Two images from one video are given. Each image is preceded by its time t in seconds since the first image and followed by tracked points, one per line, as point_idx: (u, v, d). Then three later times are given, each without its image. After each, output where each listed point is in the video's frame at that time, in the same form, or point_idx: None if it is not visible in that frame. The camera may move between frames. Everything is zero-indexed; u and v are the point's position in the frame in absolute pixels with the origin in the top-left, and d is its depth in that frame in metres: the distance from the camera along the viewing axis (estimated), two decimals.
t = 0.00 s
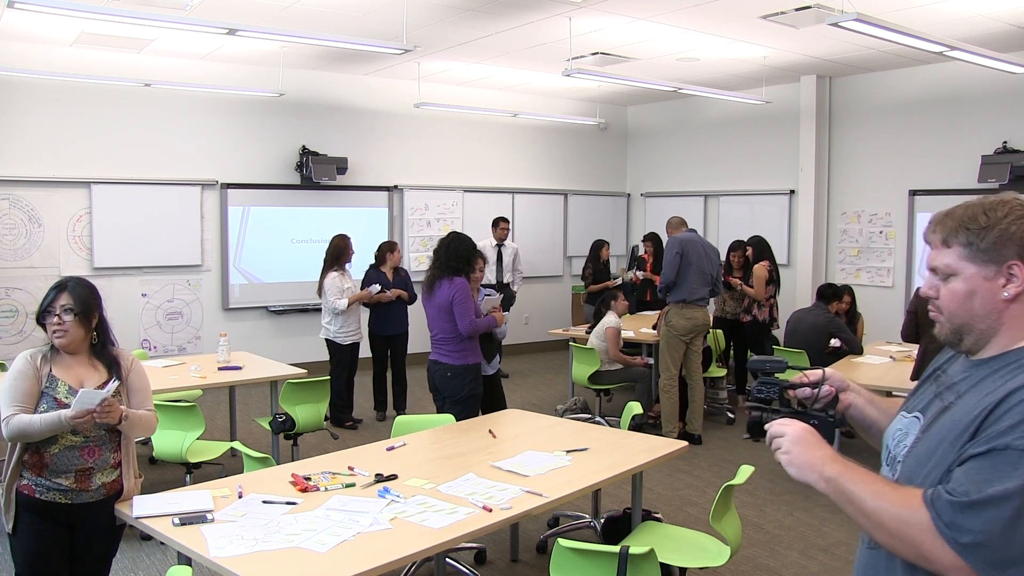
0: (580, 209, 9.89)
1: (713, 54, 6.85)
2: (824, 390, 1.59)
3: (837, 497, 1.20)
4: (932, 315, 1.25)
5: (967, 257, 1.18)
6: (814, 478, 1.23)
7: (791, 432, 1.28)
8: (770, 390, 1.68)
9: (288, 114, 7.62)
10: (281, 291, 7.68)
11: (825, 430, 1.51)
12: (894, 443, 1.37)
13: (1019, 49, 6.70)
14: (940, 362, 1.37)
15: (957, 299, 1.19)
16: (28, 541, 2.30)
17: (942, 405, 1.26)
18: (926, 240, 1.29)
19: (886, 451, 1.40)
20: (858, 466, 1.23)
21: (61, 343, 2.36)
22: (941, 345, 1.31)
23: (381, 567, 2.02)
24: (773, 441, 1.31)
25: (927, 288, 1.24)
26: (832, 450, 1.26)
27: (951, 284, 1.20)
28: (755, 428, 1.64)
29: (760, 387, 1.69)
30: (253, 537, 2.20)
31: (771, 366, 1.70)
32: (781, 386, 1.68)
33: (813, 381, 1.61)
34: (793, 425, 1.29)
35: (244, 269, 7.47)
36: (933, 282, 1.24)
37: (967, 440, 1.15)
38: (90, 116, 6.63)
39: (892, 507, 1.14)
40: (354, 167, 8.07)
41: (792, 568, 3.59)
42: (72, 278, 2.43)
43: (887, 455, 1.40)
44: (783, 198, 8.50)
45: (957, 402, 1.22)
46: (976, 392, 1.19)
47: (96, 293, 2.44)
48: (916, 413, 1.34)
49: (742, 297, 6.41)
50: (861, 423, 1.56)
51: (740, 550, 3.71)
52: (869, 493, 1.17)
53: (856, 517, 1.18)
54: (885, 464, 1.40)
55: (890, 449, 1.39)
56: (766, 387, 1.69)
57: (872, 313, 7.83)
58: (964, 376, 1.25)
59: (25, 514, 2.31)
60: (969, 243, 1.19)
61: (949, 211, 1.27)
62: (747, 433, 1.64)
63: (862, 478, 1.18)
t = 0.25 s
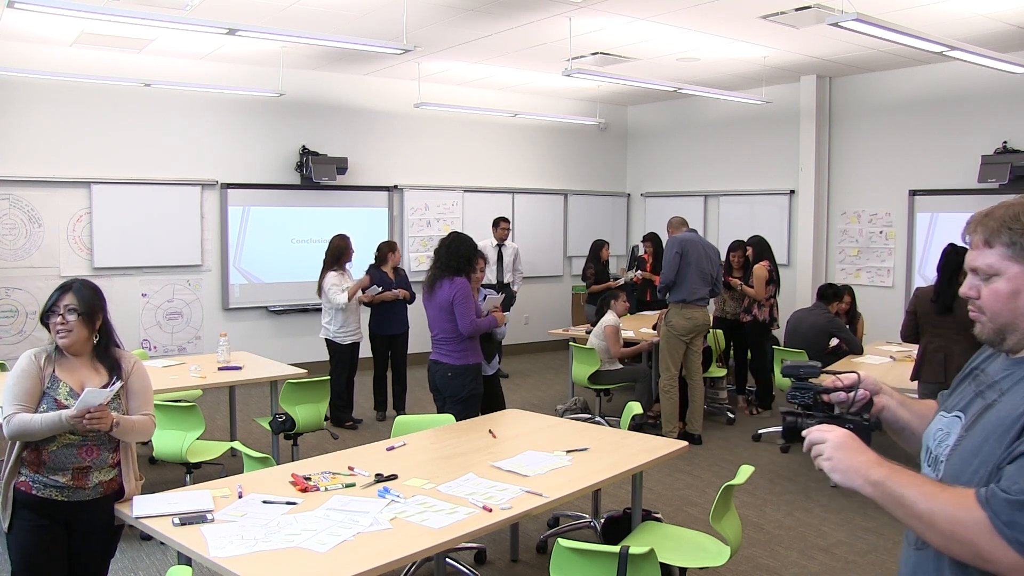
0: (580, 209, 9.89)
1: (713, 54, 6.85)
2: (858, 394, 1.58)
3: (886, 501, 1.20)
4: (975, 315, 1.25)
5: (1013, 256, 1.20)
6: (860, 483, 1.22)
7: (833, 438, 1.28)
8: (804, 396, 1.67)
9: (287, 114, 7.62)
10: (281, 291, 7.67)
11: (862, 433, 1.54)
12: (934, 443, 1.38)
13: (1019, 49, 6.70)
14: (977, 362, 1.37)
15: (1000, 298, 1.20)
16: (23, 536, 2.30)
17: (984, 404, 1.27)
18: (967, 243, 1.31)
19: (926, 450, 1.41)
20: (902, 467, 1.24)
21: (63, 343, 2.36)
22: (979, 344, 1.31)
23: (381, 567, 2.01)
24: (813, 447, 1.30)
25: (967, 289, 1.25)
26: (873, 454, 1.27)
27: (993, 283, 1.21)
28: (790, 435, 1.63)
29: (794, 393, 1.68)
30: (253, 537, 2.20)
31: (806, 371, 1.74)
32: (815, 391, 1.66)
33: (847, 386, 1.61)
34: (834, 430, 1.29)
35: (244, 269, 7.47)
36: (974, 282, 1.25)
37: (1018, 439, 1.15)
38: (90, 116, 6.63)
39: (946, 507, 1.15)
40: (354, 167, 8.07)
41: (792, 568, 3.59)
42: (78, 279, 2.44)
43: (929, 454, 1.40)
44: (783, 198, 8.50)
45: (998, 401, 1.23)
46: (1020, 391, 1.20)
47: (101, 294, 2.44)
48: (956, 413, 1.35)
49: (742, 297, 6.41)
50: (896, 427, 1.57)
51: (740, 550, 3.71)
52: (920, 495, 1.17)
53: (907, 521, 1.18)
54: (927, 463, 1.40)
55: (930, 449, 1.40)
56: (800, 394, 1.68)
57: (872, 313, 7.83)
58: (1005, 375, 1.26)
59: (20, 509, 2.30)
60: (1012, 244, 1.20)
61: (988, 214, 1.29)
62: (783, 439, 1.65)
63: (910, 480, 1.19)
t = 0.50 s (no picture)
0: (580, 209, 9.89)
1: (714, 54, 6.86)
2: (884, 398, 1.58)
3: (917, 502, 1.21)
4: (999, 313, 1.28)
5: None
6: (889, 486, 1.24)
7: (860, 443, 1.29)
8: (829, 400, 1.68)
9: (287, 114, 7.62)
10: (281, 291, 7.68)
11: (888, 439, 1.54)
12: (959, 444, 1.38)
13: (1019, 49, 6.70)
14: (1001, 361, 1.37)
15: None
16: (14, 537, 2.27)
17: (1009, 403, 1.27)
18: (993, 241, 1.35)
19: (952, 451, 1.41)
20: (930, 468, 1.25)
21: (61, 345, 2.36)
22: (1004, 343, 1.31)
23: (381, 567, 2.02)
24: (840, 452, 1.32)
25: (993, 286, 1.29)
26: (901, 456, 1.28)
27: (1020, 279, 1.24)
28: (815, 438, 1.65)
29: (819, 398, 1.70)
30: (253, 537, 2.20)
31: (830, 376, 1.77)
32: (840, 395, 1.67)
33: (871, 390, 1.60)
34: (860, 434, 1.30)
35: (244, 269, 7.47)
36: (1000, 278, 1.28)
37: None
38: (90, 116, 6.63)
39: (979, 506, 1.16)
40: (354, 167, 8.08)
41: (792, 568, 3.59)
42: (78, 281, 2.43)
43: (954, 455, 1.40)
44: (783, 199, 8.50)
45: None
46: None
47: (101, 297, 2.43)
48: (980, 413, 1.35)
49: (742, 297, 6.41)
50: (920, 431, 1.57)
51: (740, 550, 3.71)
52: (952, 496, 1.18)
53: (940, 522, 1.20)
54: (952, 464, 1.40)
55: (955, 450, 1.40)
56: (825, 397, 1.69)
57: (872, 313, 7.84)
58: None
59: (13, 508, 2.29)
60: None
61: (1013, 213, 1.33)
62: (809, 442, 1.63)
63: (940, 481, 1.21)
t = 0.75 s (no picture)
0: (580, 209, 9.89)
1: (713, 54, 6.85)
2: (904, 399, 1.60)
3: (934, 504, 1.20)
4: None
5: None
6: (908, 487, 1.24)
7: (879, 442, 1.30)
8: (849, 399, 1.72)
9: (287, 114, 7.62)
10: (281, 291, 7.67)
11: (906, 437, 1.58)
12: (979, 445, 1.36)
13: (1019, 49, 6.70)
14: None
15: None
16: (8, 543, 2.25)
17: None
18: None
19: (971, 452, 1.39)
20: (952, 471, 1.24)
21: (54, 345, 2.36)
22: None
23: (382, 567, 2.01)
24: (860, 452, 1.32)
25: None
26: (922, 457, 1.28)
27: None
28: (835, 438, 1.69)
29: (838, 397, 1.73)
30: (253, 537, 2.20)
31: (850, 374, 1.79)
32: (859, 395, 1.70)
33: (892, 389, 1.63)
34: (879, 435, 1.31)
35: (244, 269, 7.47)
36: None
37: None
38: (90, 116, 6.63)
39: (997, 510, 1.14)
40: (354, 167, 8.07)
41: (792, 568, 3.59)
42: (73, 280, 2.42)
43: (973, 457, 1.38)
44: (783, 198, 8.50)
45: None
46: None
47: (96, 296, 2.43)
48: (1001, 414, 1.32)
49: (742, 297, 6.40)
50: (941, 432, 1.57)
51: (740, 550, 3.71)
52: (972, 499, 1.17)
53: (960, 525, 1.18)
54: (971, 465, 1.38)
55: (974, 450, 1.38)
56: (845, 397, 1.72)
57: (872, 313, 7.84)
58: None
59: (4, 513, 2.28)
60: None
61: None
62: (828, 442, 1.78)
63: (959, 483, 1.20)
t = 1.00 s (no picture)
0: (580, 209, 9.89)
1: (713, 54, 6.86)
2: (917, 403, 1.57)
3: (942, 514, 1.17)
4: None
5: None
6: (914, 495, 1.20)
7: (886, 448, 1.26)
8: (857, 404, 1.66)
9: (287, 114, 7.62)
10: (281, 291, 7.67)
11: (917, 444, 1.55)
12: (990, 454, 1.33)
13: (1019, 49, 6.70)
14: None
15: None
16: None
17: None
18: None
19: (982, 460, 1.37)
20: (960, 480, 1.21)
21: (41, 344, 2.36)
22: None
23: (382, 567, 2.01)
24: (866, 456, 1.29)
25: None
26: (929, 464, 1.24)
27: None
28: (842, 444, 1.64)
29: (847, 401, 1.67)
30: (254, 537, 2.20)
31: (859, 378, 1.72)
32: (869, 400, 1.65)
33: (904, 394, 1.60)
34: (887, 439, 1.27)
35: (244, 269, 7.47)
36: None
37: None
38: (90, 116, 6.63)
39: (1008, 524, 1.12)
40: (354, 167, 8.08)
41: (792, 568, 3.59)
42: (62, 278, 2.40)
43: (984, 466, 1.35)
44: (783, 199, 8.51)
45: None
46: None
47: (85, 295, 2.42)
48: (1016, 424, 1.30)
49: (743, 297, 6.40)
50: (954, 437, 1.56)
51: (740, 550, 3.71)
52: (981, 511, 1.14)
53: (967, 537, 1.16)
54: (981, 474, 1.35)
55: (985, 460, 1.35)
56: (853, 401, 1.66)
57: (872, 313, 7.84)
58: None
59: None
60: None
61: None
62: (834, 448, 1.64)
63: (968, 493, 1.17)
